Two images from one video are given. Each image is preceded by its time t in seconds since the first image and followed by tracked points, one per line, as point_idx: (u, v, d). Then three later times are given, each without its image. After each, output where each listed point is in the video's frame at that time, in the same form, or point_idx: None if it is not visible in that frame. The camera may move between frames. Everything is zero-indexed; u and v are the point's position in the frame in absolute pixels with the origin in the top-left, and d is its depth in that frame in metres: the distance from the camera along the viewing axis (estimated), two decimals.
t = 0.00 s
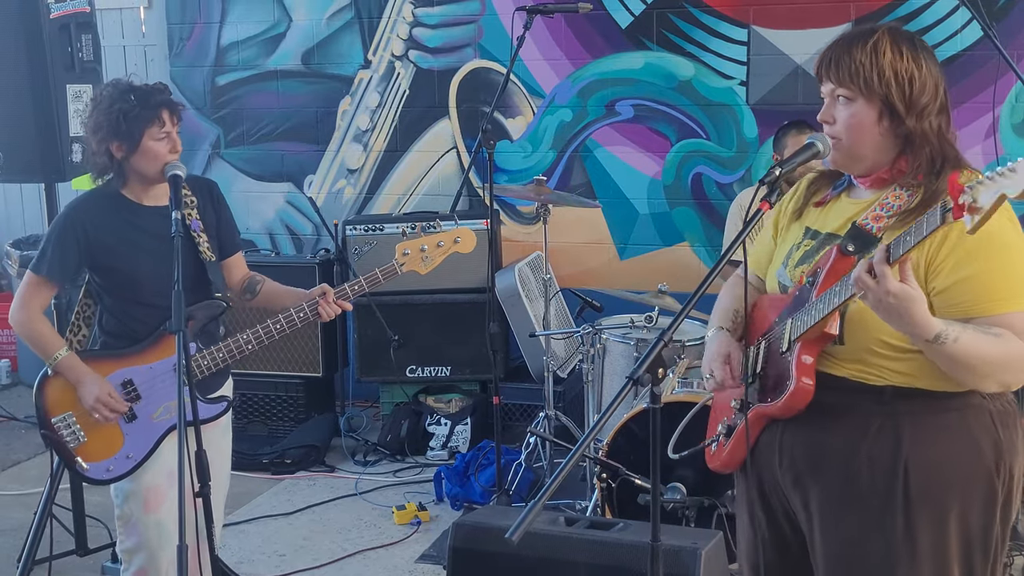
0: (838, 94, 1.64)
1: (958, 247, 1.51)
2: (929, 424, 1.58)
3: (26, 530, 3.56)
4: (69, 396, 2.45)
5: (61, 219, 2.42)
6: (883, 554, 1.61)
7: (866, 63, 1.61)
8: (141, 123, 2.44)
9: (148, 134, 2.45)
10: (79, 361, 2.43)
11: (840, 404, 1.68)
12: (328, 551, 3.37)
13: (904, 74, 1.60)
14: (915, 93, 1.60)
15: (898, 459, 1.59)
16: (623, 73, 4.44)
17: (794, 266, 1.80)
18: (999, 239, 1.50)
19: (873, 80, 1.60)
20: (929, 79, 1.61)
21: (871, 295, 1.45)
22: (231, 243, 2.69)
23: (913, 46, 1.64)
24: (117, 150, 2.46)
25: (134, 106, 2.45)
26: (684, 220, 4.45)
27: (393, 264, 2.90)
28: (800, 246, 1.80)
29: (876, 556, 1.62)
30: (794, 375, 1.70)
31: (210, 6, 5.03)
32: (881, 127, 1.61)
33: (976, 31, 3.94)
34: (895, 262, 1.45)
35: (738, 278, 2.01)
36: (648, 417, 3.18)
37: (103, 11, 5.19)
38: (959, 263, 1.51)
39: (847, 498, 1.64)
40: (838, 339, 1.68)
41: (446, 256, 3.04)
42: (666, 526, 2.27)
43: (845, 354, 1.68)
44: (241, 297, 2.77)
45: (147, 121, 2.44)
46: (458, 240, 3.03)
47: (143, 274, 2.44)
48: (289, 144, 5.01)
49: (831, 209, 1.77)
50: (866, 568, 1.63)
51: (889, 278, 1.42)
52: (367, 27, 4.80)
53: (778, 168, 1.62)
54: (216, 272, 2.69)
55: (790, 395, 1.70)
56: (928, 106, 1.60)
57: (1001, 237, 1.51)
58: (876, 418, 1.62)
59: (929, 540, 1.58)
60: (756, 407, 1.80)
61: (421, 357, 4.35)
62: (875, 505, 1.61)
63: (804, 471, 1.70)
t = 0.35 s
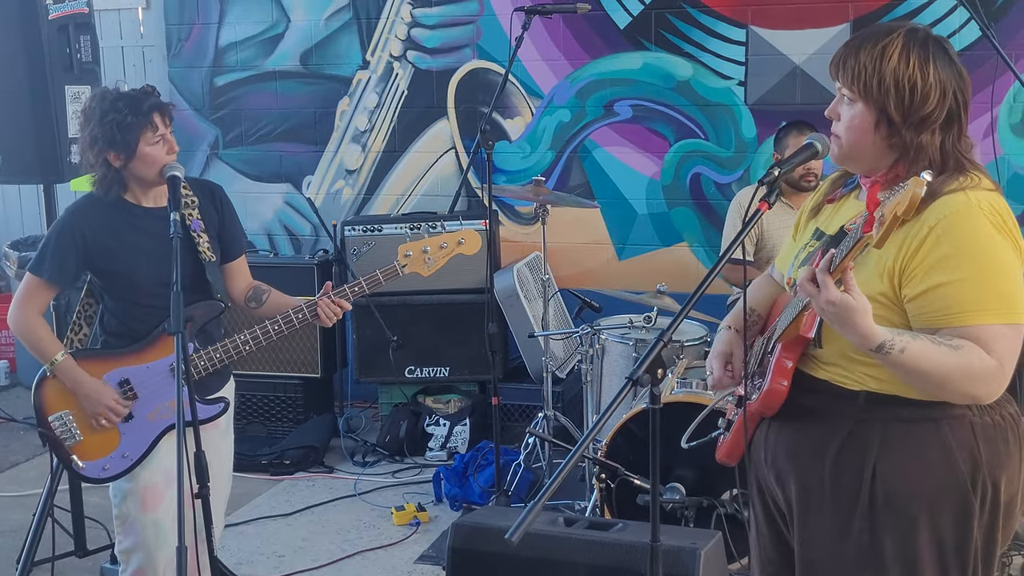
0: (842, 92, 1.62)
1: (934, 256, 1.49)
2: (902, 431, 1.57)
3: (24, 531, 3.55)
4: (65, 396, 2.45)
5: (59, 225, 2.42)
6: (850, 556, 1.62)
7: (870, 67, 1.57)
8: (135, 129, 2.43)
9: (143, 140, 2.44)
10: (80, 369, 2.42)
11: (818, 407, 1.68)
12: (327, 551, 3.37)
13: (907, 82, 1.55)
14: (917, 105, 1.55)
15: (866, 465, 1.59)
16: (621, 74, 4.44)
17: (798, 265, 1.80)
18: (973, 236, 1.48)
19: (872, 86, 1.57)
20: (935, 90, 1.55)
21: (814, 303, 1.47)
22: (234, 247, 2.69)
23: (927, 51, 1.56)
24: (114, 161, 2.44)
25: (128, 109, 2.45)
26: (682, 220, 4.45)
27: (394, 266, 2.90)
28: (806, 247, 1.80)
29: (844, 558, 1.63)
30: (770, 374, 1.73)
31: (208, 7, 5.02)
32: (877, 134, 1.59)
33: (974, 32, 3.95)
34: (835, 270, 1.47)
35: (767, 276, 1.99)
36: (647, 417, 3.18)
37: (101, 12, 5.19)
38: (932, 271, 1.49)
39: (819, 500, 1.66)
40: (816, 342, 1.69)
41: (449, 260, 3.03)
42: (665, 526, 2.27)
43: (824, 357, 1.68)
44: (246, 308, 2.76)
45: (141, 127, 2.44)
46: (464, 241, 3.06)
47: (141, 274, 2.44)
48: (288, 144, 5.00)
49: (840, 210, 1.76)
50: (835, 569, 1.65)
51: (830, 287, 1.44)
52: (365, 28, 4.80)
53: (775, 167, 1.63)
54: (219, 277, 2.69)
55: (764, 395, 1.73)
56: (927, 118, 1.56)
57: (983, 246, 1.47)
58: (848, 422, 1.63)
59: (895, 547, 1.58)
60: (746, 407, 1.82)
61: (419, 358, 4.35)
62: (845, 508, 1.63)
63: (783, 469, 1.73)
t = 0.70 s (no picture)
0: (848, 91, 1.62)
1: (935, 256, 1.49)
2: (898, 427, 1.57)
3: (23, 533, 3.55)
4: (60, 394, 2.45)
5: (58, 221, 2.42)
6: (843, 553, 1.62)
7: (881, 72, 1.57)
8: (133, 127, 2.43)
9: (139, 138, 2.43)
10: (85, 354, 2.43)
11: (813, 402, 1.68)
12: (326, 553, 3.36)
13: (914, 93, 1.55)
14: (918, 116, 1.56)
15: (861, 461, 1.58)
16: (620, 74, 4.43)
17: (794, 263, 1.79)
18: (972, 236, 1.47)
19: (879, 91, 1.57)
20: (941, 104, 1.55)
21: (826, 298, 1.44)
22: (237, 255, 2.68)
23: (941, 64, 1.55)
24: (114, 154, 2.45)
25: (124, 111, 2.45)
26: (681, 221, 4.44)
27: (393, 271, 2.89)
28: (801, 243, 1.79)
29: (837, 555, 1.62)
30: (767, 370, 1.73)
31: (207, 7, 5.01)
32: (876, 138, 1.60)
33: (973, 32, 3.95)
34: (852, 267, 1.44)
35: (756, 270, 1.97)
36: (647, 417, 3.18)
37: (99, 13, 5.18)
38: (934, 272, 1.49)
39: (813, 495, 1.65)
40: (814, 339, 1.68)
41: (450, 265, 3.01)
42: (666, 528, 2.27)
43: (821, 354, 1.67)
44: (255, 315, 2.73)
45: (139, 125, 2.43)
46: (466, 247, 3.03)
47: (139, 276, 2.44)
48: (287, 145, 5.00)
49: (836, 206, 1.75)
50: (827, 566, 1.64)
51: (845, 285, 1.41)
52: (364, 28, 4.79)
53: (776, 170, 1.63)
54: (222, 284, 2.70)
55: (762, 390, 1.73)
56: (928, 132, 1.56)
57: (983, 247, 1.47)
58: (844, 418, 1.62)
59: (889, 544, 1.57)
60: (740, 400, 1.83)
61: (418, 359, 4.35)
62: (839, 505, 1.62)
63: (775, 464, 1.72)
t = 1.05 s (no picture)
0: (847, 93, 1.62)
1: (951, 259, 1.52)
2: (916, 420, 1.58)
3: (24, 535, 3.55)
4: (58, 393, 2.47)
5: (59, 223, 2.43)
6: (866, 551, 1.59)
7: (884, 77, 1.58)
8: (133, 128, 2.42)
9: (140, 141, 2.43)
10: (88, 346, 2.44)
11: (832, 404, 1.67)
12: (327, 554, 3.36)
13: (914, 101, 1.57)
14: (917, 122, 1.58)
15: (885, 458, 1.58)
16: (620, 75, 4.43)
17: (785, 263, 1.81)
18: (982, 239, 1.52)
19: (880, 96, 1.58)
20: (937, 115, 1.58)
21: (883, 307, 1.45)
22: (237, 260, 2.68)
23: (938, 75, 1.58)
24: (116, 160, 2.44)
25: (124, 113, 2.45)
26: (682, 222, 4.44)
27: (394, 284, 2.89)
28: (790, 243, 1.81)
29: (860, 552, 1.60)
30: (790, 376, 1.69)
31: (207, 9, 5.02)
32: (871, 142, 1.61)
33: (973, 33, 3.95)
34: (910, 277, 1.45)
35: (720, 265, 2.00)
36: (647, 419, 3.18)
37: (100, 15, 5.18)
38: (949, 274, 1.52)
39: (833, 493, 1.63)
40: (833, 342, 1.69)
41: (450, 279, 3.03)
42: (667, 530, 2.27)
43: (839, 356, 1.68)
44: (249, 321, 2.74)
45: (139, 126, 2.42)
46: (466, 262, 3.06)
47: (139, 278, 2.44)
48: (287, 146, 5.00)
49: (823, 208, 1.77)
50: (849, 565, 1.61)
51: (903, 293, 1.43)
52: (365, 30, 4.79)
53: (777, 170, 1.63)
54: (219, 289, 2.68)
55: (783, 396, 1.69)
56: (924, 140, 1.59)
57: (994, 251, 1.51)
58: (864, 414, 1.62)
59: (913, 537, 1.57)
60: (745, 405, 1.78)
61: (419, 360, 4.35)
62: (862, 502, 1.60)
63: (789, 466, 1.69)
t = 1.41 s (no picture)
0: (846, 94, 1.62)
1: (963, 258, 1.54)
2: (937, 413, 1.60)
3: (23, 536, 3.54)
4: (59, 392, 2.47)
5: (61, 223, 2.42)
6: (899, 547, 1.59)
7: (885, 79, 1.58)
8: (131, 129, 2.42)
9: (138, 139, 2.43)
10: (98, 347, 2.44)
11: (851, 403, 1.66)
12: (327, 555, 3.36)
13: (914, 102, 1.58)
14: (917, 125, 1.59)
15: (913, 452, 1.59)
16: (619, 75, 4.43)
17: (785, 268, 1.79)
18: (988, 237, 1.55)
19: (881, 98, 1.58)
20: (936, 116, 1.59)
21: (932, 315, 1.43)
22: (235, 259, 2.68)
23: (937, 76, 1.59)
24: (115, 154, 2.45)
25: (121, 114, 2.44)
26: (682, 222, 4.44)
27: (393, 285, 2.89)
28: (786, 248, 1.78)
29: (893, 549, 1.59)
30: (815, 384, 1.68)
31: (207, 10, 5.01)
32: (870, 142, 1.62)
33: (973, 32, 3.94)
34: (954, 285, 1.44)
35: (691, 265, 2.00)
36: (646, 419, 3.18)
37: (99, 16, 5.17)
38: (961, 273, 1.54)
39: (862, 491, 1.62)
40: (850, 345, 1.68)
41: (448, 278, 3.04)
42: (666, 530, 2.26)
43: (857, 358, 1.68)
44: (247, 321, 2.74)
45: (137, 126, 2.42)
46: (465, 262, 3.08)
47: (138, 278, 2.44)
48: (287, 147, 5.00)
49: (816, 209, 1.76)
50: (882, 563, 1.61)
51: (949, 298, 1.42)
52: (364, 30, 4.79)
53: (776, 170, 1.62)
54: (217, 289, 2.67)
55: (810, 406, 1.67)
56: (922, 142, 1.60)
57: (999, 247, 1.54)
58: (887, 410, 1.62)
59: (942, 527, 1.58)
60: (765, 414, 1.76)
61: (419, 361, 4.34)
62: (892, 498, 1.60)
63: (815, 467, 1.67)
